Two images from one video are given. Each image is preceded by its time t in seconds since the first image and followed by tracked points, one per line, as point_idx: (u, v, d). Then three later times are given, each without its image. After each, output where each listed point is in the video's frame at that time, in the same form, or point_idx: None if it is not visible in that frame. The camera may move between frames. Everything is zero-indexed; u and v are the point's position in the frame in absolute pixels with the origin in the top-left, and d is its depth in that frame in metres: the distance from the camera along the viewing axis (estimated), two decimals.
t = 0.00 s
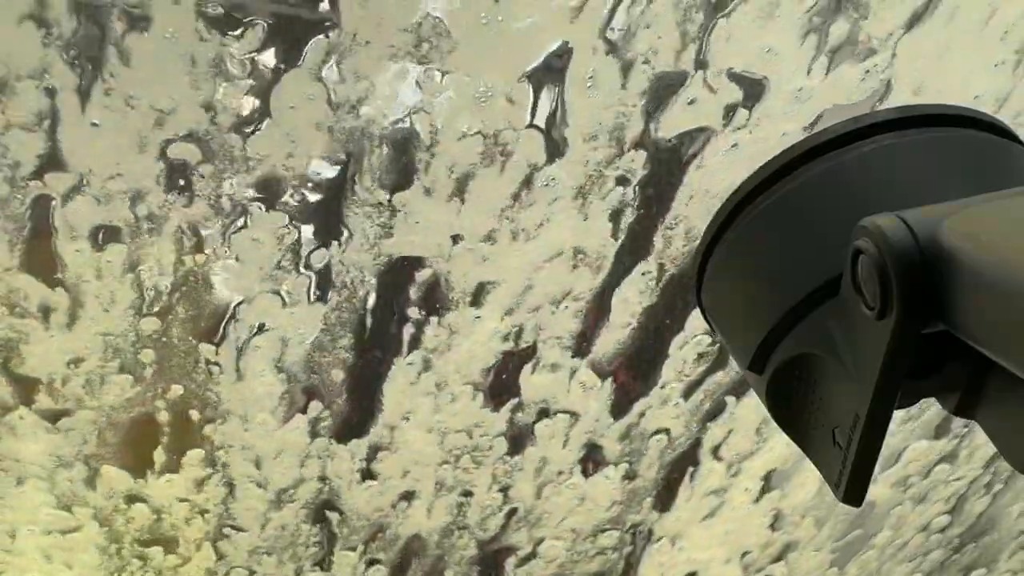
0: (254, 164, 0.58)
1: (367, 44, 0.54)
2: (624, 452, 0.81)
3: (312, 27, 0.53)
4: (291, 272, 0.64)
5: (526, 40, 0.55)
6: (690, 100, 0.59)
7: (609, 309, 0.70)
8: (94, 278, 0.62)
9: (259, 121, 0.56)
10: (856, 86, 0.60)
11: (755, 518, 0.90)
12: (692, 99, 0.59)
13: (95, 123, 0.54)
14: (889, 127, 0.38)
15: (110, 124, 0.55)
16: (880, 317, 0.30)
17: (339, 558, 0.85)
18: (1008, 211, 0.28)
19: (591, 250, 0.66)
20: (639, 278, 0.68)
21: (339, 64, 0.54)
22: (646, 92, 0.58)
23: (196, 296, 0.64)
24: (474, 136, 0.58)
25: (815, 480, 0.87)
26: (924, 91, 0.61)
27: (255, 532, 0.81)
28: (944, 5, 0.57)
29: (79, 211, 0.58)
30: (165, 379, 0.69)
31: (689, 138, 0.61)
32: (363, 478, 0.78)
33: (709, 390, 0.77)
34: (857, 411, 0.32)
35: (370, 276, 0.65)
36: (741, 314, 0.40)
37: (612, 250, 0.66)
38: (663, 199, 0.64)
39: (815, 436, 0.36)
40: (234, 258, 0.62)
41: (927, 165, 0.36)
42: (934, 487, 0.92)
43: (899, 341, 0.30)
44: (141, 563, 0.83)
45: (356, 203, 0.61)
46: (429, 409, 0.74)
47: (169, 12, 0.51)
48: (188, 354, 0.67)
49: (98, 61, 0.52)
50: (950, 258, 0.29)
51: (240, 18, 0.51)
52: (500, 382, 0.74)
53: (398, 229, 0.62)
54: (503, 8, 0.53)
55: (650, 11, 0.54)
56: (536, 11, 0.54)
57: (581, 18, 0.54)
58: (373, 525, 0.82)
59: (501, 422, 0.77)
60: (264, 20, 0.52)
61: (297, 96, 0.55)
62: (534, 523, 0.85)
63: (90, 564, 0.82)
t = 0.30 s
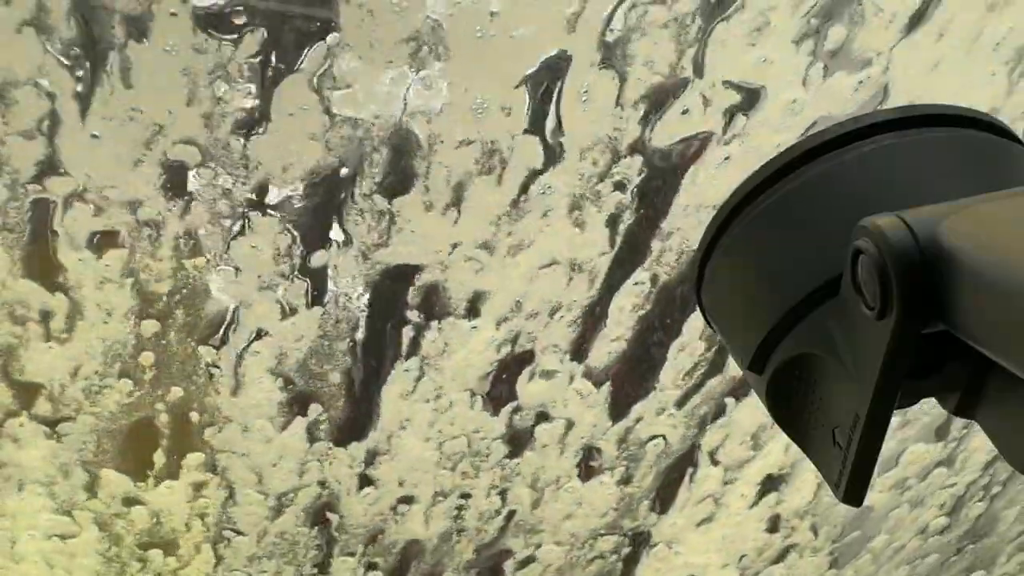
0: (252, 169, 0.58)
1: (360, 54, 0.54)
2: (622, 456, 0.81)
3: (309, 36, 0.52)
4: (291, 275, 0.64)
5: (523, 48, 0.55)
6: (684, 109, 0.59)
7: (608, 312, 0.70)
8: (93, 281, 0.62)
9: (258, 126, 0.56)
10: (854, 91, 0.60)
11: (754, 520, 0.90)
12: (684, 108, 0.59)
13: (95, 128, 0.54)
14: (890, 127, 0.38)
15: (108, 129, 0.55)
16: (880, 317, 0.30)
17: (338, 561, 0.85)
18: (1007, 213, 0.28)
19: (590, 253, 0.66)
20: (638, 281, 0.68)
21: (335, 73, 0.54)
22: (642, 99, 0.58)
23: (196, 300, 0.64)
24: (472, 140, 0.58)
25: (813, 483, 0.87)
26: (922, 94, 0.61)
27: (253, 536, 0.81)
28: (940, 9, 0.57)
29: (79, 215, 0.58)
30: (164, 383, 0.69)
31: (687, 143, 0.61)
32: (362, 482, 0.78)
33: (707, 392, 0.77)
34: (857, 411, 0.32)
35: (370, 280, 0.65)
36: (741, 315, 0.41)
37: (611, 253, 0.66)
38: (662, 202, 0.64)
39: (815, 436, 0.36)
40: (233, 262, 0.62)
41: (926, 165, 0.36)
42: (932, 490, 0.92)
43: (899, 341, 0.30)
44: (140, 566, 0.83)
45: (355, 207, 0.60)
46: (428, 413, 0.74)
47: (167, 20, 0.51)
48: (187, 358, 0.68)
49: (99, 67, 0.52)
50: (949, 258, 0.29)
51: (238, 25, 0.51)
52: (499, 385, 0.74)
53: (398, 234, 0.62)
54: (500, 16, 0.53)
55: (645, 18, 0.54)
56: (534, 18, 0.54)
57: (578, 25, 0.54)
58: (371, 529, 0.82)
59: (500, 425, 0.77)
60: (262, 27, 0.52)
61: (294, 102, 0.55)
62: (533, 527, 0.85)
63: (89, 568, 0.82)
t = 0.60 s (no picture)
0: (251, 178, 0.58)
1: (356, 67, 0.54)
2: (620, 462, 0.81)
3: (306, 47, 0.53)
4: (289, 281, 0.64)
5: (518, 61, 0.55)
6: (677, 121, 0.59)
7: (606, 318, 0.70)
8: (94, 285, 0.62)
9: (255, 137, 0.56)
10: (852, 96, 0.60)
11: (752, 523, 0.90)
12: (677, 121, 0.59)
13: (94, 137, 0.54)
14: (890, 126, 0.38)
15: (108, 138, 0.55)
16: (880, 316, 0.30)
17: (338, 563, 0.85)
18: (1007, 213, 0.28)
19: (589, 260, 0.66)
20: (636, 289, 0.68)
21: (331, 84, 0.54)
22: (639, 109, 0.58)
23: (195, 308, 0.64)
24: (470, 147, 0.58)
25: (809, 488, 0.87)
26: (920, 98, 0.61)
27: (253, 540, 0.82)
28: (935, 15, 0.57)
29: (80, 222, 0.59)
30: (164, 390, 0.69)
31: (685, 153, 0.61)
32: (360, 486, 0.78)
33: (706, 396, 0.77)
34: (857, 411, 0.33)
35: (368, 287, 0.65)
36: (741, 314, 0.41)
37: (608, 262, 0.66)
38: (659, 210, 0.64)
39: (815, 435, 0.36)
40: (232, 270, 0.63)
41: (926, 165, 0.36)
42: (929, 495, 0.93)
43: (899, 341, 0.30)
44: (141, 569, 0.83)
45: (354, 212, 0.61)
46: (426, 418, 0.74)
47: (164, 31, 0.51)
48: (185, 365, 0.68)
49: (98, 78, 0.52)
50: (950, 258, 0.29)
51: (235, 37, 0.51)
52: (496, 391, 0.74)
53: (398, 242, 0.63)
54: (496, 30, 0.53)
55: (640, 31, 0.54)
56: (531, 28, 0.54)
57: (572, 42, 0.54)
58: (370, 535, 0.83)
59: (499, 429, 0.77)
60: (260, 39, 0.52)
61: (291, 113, 0.55)
62: (531, 532, 0.86)
63: (91, 570, 0.83)
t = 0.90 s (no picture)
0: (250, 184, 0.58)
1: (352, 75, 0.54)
2: (617, 467, 0.81)
3: (302, 56, 0.52)
4: (287, 285, 0.64)
5: (516, 70, 0.55)
6: (672, 132, 0.59)
7: (604, 322, 0.70)
8: (93, 289, 0.62)
9: (253, 144, 0.56)
10: (849, 100, 0.60)
11: (750, 526, 0.90)
12: (671, 131, 0.59)
13: (94, 143, 0.54)
14: (890, 127, 0.38)
15: (108, 145, 0.55)
16: (880, 317, 0.31)
17: (338, 564, 0.85)
18: (1007, 214, 0.28)
19: (587, 265, 0.66)
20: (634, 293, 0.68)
21: (329, 91, 0.54)
22: (637, 117, 0.58)
23: (194, 313, 0.65)
24: (469, 151, 0.58)
25: (806, 492, 0.87)
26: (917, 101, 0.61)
27: (252, 542, 0.82)
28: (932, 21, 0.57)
29: (81, 229, 0.59)
30: (163, 395, 0.69)
31: (683, 160, 0.61)
32: (358, 490, 0.79)
33: (704, 399, 0.77)
34: (857, 412, 0.33)
35: (367, 291, 0.65)
36: (741, 315, 0.41)
37: (606, 268, 0.66)
38: (656, 218, 0.64)
39: (815, 436, 0.37)
40: (231, 275, 0.63)
41: (926, 165, 0.36)
42: (926, 499, 0.93)
43: (899, 341, 0.30)
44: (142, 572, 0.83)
45: (353, 217, 0.60)
46: (424, 421, 0.74)
47: (163, 38, 0.51)
48: (184, 368, 0.68)
49: (98, 85, 0.52)
50: (950, 258, 0.29)
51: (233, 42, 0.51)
52: (494, 396, 0.74)
53: (396, 249, 0.63)
54: (493, 38, 0.53)
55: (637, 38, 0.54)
56: (529, 34, 0.54)
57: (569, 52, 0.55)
58: (368, 538, 0.83)
59: (497, 432, 0.77)
60: (258, 44, 0.52)
61: (287, 120, 0.55)
62: (528, 535, 0.86)
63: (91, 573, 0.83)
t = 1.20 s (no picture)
0: (250, 194, 0.58)
1: (347, 88, 0.53)
2: (614, 472, 0.82)
3: (301, 65, 0.52)
4: (285, 292, 0.64)
5: (513, 80, 0.55)
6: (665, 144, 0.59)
7: (601, 327, 0.70)
8: (93, 295, 0.62)
9: (250, 154, 0.56)
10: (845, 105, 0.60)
11: (748, 529, 0.91)
12: (664, 143, 0.59)
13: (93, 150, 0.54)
14: (890, 126, 0.38)
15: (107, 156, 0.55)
16: (880, 316, 0.31)
17: (337, 566, 0.85)
18: (1008, 215, 0.29)
19: (585, 269, 0.66)
20: (631, 299, 0.68)
21: (327, 99, 0.54)
22: (632, 130, 0.58)
23: (192, 320, 0.65)
24: (467, 159, 0.58)
25: (802, 497, 0.87)
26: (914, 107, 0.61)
27: (252, 545, 0.82)
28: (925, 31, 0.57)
29: (79, 238, 0.59)
30: (161, 401, 0.69)
31: (682, 167, 0.61)
32: (356, 495, 0.79)
33: (701, 404, 0.77)
34: (857, 411, 0.33)
35: (364, 297, 0.65)
36: (740, 315, 0.41)
37: (602, 276, 0.67)
38: (651, 228, 0.64)
39: (815, 435, 0.37)
40: (228, 282, 0.63)
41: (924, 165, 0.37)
42: (922, 504, 0.93)
43: (899, 341, 0.30)
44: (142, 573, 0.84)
45: (351, 222, 0.61)
46: (422, 425, 0.75)
47: (160, 47, 0.50)
48: (183, 372, 0.68)
49: (94, 96, 0.52)
50: (950, 258, 0.29)
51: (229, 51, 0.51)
52: (491, 401, 0.74)
53: (395, 257, 0.63)
54: (490, 53, 0.53)
55: (631, 52, 0.54)
56: (528, 44, 0.53)
57: (565, 66, 0.54)
58: (366, 541, 0.84)
59: (495, 437, 0.77)
60: (255, 51, 0.51)
61: (283, 131, 0.55)
62: (526, 540, 0.87)
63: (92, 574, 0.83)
